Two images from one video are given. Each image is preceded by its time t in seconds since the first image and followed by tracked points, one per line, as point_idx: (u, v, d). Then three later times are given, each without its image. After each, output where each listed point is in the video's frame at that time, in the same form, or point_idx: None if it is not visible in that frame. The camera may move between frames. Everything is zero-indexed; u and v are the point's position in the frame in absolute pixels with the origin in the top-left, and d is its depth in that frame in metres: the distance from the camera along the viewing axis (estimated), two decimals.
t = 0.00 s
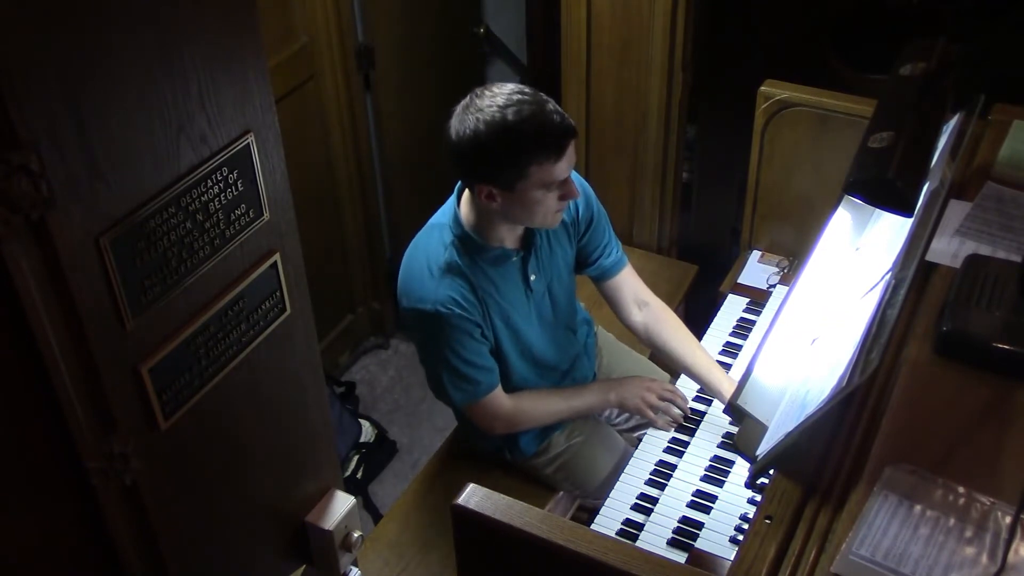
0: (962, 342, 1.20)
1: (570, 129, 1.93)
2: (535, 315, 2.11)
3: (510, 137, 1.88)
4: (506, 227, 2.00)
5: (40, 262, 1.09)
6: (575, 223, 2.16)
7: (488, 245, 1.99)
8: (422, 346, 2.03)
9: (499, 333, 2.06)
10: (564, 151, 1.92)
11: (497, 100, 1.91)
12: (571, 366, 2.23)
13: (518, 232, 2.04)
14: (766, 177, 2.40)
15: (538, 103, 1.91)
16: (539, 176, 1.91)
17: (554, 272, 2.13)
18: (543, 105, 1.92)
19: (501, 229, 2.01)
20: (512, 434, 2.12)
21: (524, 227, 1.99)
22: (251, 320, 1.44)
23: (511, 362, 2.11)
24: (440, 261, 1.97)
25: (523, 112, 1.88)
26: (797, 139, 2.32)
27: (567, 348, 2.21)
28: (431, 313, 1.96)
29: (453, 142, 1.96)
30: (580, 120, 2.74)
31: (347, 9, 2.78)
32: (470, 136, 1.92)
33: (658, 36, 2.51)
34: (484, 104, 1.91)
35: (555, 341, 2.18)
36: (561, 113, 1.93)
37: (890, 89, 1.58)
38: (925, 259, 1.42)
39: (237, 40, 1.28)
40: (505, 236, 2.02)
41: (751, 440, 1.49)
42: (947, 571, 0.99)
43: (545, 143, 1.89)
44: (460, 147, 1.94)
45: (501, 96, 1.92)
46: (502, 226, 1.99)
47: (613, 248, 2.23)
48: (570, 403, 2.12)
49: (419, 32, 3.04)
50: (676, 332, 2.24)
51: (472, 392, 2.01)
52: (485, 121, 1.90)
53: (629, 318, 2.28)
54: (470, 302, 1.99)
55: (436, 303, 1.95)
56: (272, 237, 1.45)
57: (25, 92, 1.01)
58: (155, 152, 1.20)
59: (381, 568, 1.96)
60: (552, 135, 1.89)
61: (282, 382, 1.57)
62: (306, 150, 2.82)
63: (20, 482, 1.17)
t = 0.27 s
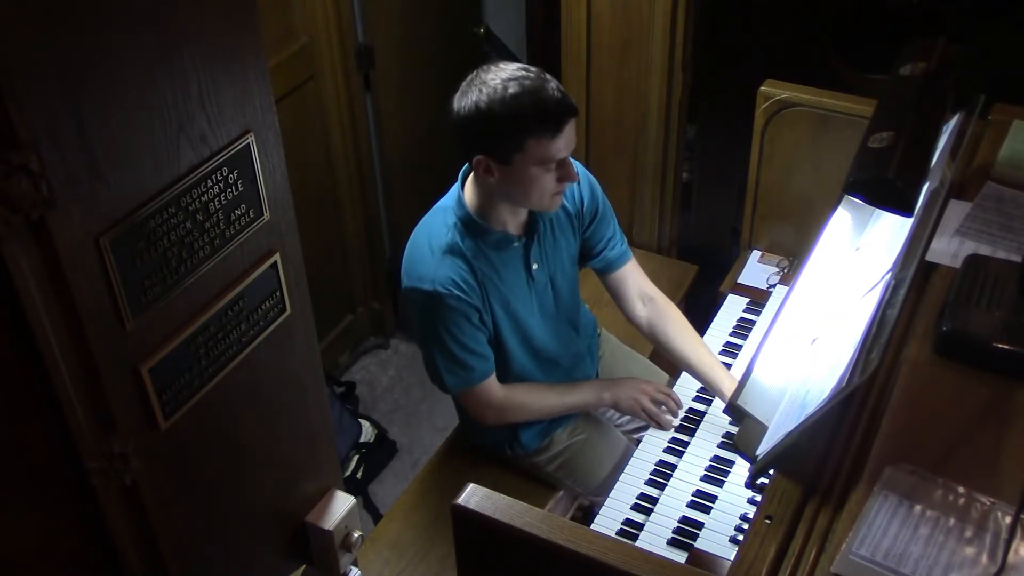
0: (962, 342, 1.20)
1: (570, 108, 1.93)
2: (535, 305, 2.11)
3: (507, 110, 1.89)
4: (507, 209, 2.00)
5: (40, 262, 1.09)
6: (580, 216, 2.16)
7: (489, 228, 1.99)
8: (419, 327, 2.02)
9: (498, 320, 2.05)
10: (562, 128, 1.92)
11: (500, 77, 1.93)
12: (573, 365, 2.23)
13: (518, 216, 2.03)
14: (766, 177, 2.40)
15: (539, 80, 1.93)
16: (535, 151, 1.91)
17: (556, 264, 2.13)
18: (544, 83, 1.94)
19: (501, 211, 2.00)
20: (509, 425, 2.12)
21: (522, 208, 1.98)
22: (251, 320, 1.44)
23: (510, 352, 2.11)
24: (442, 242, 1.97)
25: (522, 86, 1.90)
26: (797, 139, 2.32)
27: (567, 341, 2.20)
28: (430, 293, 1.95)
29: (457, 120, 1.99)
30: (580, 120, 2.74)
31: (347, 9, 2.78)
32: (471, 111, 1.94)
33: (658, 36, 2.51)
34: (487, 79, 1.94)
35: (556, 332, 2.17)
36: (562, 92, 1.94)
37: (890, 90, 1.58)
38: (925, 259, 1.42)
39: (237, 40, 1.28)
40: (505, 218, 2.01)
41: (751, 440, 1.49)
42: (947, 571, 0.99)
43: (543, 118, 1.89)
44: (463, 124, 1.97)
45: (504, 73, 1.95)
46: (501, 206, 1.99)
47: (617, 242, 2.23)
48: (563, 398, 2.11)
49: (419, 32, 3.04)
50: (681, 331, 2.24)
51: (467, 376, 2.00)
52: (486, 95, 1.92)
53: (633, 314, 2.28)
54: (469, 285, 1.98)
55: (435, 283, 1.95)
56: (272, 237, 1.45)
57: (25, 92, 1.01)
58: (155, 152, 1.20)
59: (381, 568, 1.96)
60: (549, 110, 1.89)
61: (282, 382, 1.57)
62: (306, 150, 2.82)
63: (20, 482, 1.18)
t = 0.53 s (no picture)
0: (962, 342, 1.20)
1: (573, 86, 1.92)
2: (538, 297, 2.10)
3: (510, 87, 1.89)
4: (512, 191, 2.00)
5: (39, 261, 1.09)
6: (586, 210, 2.17)
7: (495, 214, 1.99)
8: (422, 314, 2.01)
9: (502, 310, 2.05)
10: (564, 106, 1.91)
11: (505, 57, 1.94)
12: (575, 361, 2.23)
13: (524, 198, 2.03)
14: (766, 177, 2.40)
15: (544, 59, 1.93)
16: (537, 128, 1.91)
17: (560, 256, 2.13)
18: (550, 62, 1.93)
19: (507, 194, 2.01)
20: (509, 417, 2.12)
21: (525, 188, 1.98)
22: (251, 320, 1.44)
23: (512, 344, 2.10)
24: (448, 229, 1.98)
25: (525, 64, 1.90)
26: (797, 139, 2.32)
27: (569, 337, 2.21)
28: (435, 279, 1.95)
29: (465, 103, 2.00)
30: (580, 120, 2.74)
31: (347, 9, 2.78)
32: (476, 89, 1.95)
33: (658, 36, 2.51)
34: (492, 59, 1.95)
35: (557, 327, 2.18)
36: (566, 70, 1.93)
37: (890, 89, 1.58)
38: (925, 259, 1.42)
39: (237, 40, 1.27)
40: (509, 200, 2.02)
41: (751, 440, 1.49)
42: (947, 571, 0.99)
43: (545, 95, 1.88)
44: (469, 102, 1.98)
45: (510, 53, 1.95)
46: (504, 185, 1.99)
47: (622, 236, 2.24)
48: (563, 393, 2.10)
49: (419, 32, 3.04)
50: (683, 323, 2.23)
51: (469, 364, 1.99)
52: (490, 73, 1.93)
53: (635, 304, 2.28)
54: (474, 272, 1.97)
55: (439, 269, 1.95)
56: (272, 237, 1.45)
57: (25, 93, 1.01)
58: (155, 152, 1.20)
59: (381, 568, 1.96)
60: (551, 87, 1.89)
61: (282, 382, 1.57)
62: (306, 150, 2.82)
63: (20, 482, 1.18)
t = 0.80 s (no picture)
0: (962, 342, 1.20)
1: (585, 81, 1.93)
2: (541, 295, 2.11)
3: (522, 79, 1.90)
4: (518, 185, 2.01)
5: (39, 261, 1.09)
6: (590, 208, 2.18)
7: (503, 208, 1.99)
8: (426, 307, 2.00)
9: (506, 306, 2.05)
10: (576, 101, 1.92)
11: (518, 49, 1.95)
12: (576, 359, 2.23)
13: (530, 193, 2.04)
14: (766, 177, 2.40)
15: (557, 54, 1.94)
16: (548, 121, 1.92)
17: (563, 254, 2.14)
18: (563, 57, 1.94)
19: (513, 187, 2.01)
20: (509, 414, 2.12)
21: (531, 182, 1.99)
22: (251, 320, 1.44)
23: (515, 340, 2.10)
24: (456, 222, 1.97)
25: (539, 56, 1.91)
26: (797, 139, 2.32)
27: (569, 335, 2.21)
28: (441, 272, 1.94)
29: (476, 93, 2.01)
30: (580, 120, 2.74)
31: (347, 9, 2.78)
32: (489, 80, 1.96)
33: (658, 36, 2.51)
34: (505, 51, 1.96)
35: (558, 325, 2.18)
36: (578, 65, 1.94)
37: (890, 90, 1.58)
38: (925, 259, 1.42)
39: (237, 40, 1.27)
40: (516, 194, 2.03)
41: (752, 441, 1.49)
42: (947, 571, 0.99)
43: (557, 89, 1.89)
44: (481, 93, 1.99)
45: (525, 45, 1.96)
46: (511, 179, 2.00)
47: (623, 235, 2.25)
48: (562, 391, 2.10)
49: (419, 32, 3.04)
50: (679, 322, 2.23)
51: (472, 359, 1.99)
52: (504, 64, 1.94)
53: (632, 304, 2.29)
54: (480, 267, 1.97)
55: (446, 262, 1.94)
56: (272, 237, 1.45)
57: (26, 93, 1.01)
58: (155, 152, 1.20)
59: (381, 568, 1.96)
60: (564, 81, 1.90)
61: (282, 382, 1.57)
62: (306, 150, 2.82)
63: (20, 482, 1.18)
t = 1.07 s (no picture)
0: (962, 342, 1.20)
1: (600, 90, 1.94)
2: (545, 297, 2.11)
3: (538, 84, 1.90)
4: (526, 189, 2.01)
5: (39, 261, 1.09)
6: (597, 212, 2.18)
7: (511, 210, 1.99)
8: (430, 306, 2.00)
9: (510, 308, 2.05)
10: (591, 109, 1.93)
11: (534, 53, 1.95)
12: (577, 360, 2.23)
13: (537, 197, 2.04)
14: (766, 178, 2.40)
15: (575, 61, 1.94)
16: (561, 127, 1.92)
17: (568, 257, 2.14)
18: (579, 63, 1.95)
19: (521, 191, 2.01)
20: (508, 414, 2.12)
21: (538, 185, 1.99)
22: (251, 320, 1.44)
23: (518, 341, 2.11)
24: (463, 223, 1.97)
25: (556, 62, 1.92)
26: (797, 140, 2.32)
27: (571, 338, 2.21)
28: (447, 272, 1.94)
29: (489, 94, 2.00)
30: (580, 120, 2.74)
31: (347, 9, 2.78)
32: (503, 82, 1.96)
33: (658, 36, 2.51)
34: (522, 54, 1.96)
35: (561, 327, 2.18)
36: (594, 73, 1.95)
37: (890, 90, 1.58)
38: (925, 259, 1.42)
39: (237, 40, 1.28)
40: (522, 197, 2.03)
41: (752, 440, 1.49)
42: (947, 571, 0.99)
43: (572, 95, 1.90)
44: (495, 94, 1.99)
45: (542, 50, 1.96)
46: (519, 182, 2.00)
47: (628, 239, 2.25)
48: (562, 391, 2.10)
49: (420, 32, 3.04)
50: (682, 323, 2.23)
51: (475, 361, 1.99)
52: (520, 67, 1.93)
53: (635, 306, 2.29)
54: (485, 268, 1.97)
55: (452, 262, 1.94)
56: (273, 236, 1.45)
57: (25, 92, 1.01)
58: (155, 152, 1.20)
59: (381, 568, 1.96)
60: (579, 88, 1.90)
61: (282, 382, 1.57)
62: (306, 150, 2.82)
63: (20, 482, 1.17)
